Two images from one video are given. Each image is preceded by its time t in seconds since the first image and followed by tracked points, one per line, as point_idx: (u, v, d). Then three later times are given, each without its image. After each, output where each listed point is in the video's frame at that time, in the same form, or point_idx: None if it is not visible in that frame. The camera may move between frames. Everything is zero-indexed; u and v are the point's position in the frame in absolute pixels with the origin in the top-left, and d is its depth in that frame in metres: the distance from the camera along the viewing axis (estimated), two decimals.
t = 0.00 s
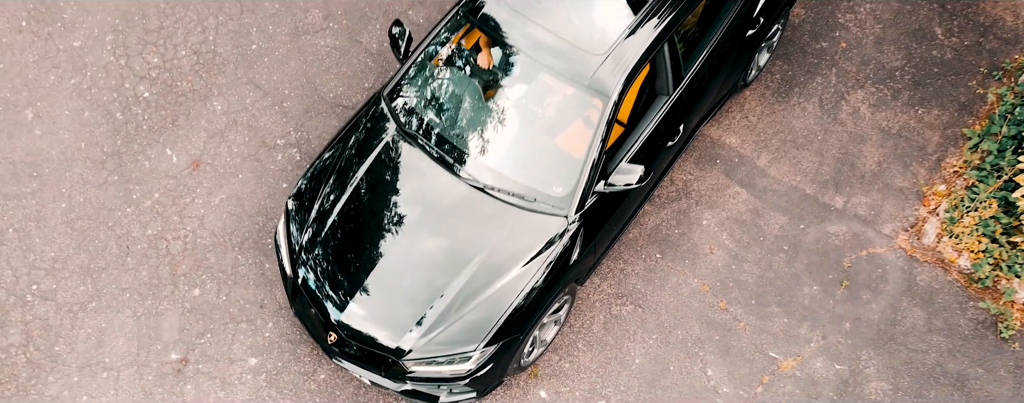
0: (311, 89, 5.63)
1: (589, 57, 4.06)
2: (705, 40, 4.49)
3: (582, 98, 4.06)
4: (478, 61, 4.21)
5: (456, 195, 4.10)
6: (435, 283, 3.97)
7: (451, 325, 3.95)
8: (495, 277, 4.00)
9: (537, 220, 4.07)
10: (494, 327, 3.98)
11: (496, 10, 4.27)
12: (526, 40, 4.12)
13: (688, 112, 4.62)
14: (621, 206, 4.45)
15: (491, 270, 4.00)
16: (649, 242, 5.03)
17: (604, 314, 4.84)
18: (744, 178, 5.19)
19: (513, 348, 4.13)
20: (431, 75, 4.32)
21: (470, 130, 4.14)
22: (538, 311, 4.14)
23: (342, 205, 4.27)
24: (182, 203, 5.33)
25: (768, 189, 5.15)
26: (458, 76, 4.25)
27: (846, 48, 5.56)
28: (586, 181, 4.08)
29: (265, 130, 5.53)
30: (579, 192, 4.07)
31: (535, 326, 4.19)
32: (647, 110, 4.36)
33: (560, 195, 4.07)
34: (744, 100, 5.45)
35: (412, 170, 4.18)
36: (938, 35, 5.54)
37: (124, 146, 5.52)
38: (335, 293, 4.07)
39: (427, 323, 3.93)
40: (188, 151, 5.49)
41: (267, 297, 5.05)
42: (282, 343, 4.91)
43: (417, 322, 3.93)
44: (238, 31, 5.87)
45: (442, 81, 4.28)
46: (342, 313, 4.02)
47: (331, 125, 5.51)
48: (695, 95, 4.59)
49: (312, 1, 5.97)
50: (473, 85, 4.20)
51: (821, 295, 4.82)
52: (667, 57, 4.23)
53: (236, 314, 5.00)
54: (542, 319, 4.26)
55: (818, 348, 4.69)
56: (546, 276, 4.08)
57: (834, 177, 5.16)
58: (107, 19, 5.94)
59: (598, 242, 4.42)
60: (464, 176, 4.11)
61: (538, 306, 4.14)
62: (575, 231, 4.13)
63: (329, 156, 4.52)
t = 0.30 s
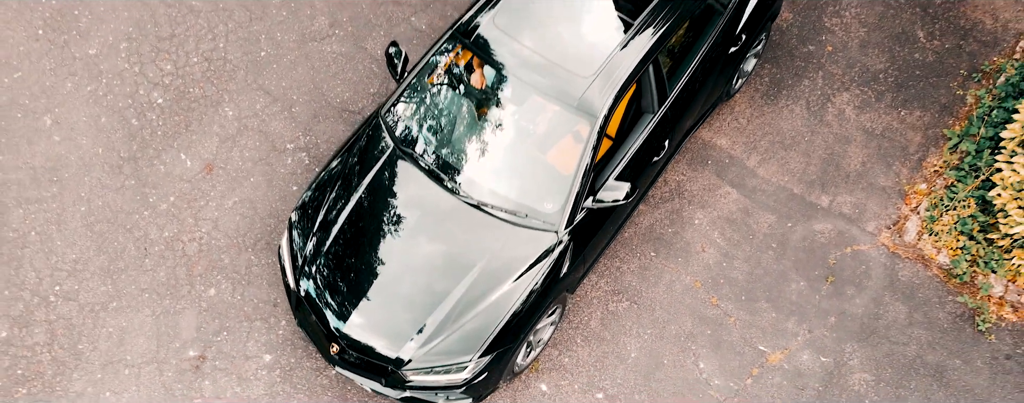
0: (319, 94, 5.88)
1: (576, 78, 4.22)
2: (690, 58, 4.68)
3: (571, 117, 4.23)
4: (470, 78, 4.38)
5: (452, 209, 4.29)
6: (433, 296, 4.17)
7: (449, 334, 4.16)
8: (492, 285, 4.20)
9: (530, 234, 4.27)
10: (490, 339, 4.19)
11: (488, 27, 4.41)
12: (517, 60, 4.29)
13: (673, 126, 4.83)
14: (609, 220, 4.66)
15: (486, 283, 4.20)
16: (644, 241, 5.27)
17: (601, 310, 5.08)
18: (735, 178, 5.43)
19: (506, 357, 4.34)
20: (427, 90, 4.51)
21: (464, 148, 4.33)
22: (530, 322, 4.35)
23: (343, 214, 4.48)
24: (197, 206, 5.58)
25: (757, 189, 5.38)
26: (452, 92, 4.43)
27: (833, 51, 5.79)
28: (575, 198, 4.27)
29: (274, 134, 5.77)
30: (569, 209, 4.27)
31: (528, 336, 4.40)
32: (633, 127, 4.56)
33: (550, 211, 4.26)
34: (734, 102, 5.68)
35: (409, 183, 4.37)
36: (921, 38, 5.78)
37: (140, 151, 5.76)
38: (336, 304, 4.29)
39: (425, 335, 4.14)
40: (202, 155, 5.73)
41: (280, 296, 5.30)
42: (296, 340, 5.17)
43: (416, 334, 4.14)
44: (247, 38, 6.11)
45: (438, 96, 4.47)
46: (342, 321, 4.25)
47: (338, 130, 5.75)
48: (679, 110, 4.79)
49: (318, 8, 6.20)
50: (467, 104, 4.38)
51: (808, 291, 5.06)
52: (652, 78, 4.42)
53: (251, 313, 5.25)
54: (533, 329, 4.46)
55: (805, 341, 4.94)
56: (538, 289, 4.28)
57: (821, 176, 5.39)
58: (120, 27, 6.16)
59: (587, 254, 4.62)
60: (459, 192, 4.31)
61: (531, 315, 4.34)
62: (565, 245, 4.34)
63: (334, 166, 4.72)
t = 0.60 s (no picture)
0: (330, 96, 6.17)
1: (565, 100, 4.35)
2: (676, 76, 4.81)
3: (560, 138, 4.38)
4: (464, 100, 4.55)
5: (447, 225, 4.47)
6: (430, 310, 4.35)
7: (444, 346, 4.34)
8: (487, 299, 4.39)
9: (521, 250, 4.45)
10: (484, 350, 4.38)
11: (482, 49, 4.56)
12: (508, 82, 4.43)
13: (658, 143, 5.03)
14: (595, 235, 4.87)
15: (481, 297, 4.38)
16: (641, 238, 5.53)
17: (600, 304, 5.36)
18: (728, 177, 5.69)
19: (499, 367, 4.54)
20: (425, 109, 4.70)
21: (458, 166, 4.50)
22: (521, 335, 4.55)
23: (343, 227, 4.67)
24: (214, 205, 5.86)
25: (749, 187, 5.64)
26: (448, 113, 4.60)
27: (822, 53, 6.04)
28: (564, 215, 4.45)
29: (287, 135, 6.06)
30: (558, 226, 4.45)
31: (519, 347, 4.61)
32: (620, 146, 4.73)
33: (540, 228, 4.44)
34: (727, 103, 5.93)
35: (406, 200, 4.54)
36: (906, 40, 6.03)
37: (159, 151, 6.04)
38: (336, 313, 4.48)
39: (422, 346, 4.33)
40: (218, 156, 6.01)
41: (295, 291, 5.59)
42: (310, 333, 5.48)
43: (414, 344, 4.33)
44: (260, 41, 6.39)
45: (435, 115, 4.65)
46: (342, 331, 4.44)
47: (348, 131, 6.05)
48: (665, 126, 4.96)
49: (328, 12, 6.48)
50: (461, 123, 4.54)
51: (796, 285, 5.33)
52: (638, 99, 4.57)
53: (268, 307, 5.55)
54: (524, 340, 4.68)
55: (793, 332, 5.22)
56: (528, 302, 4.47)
57: (809, 175, 5.66)
58: (138, 31, 6.42)
59: (575, 267, 4.83)
60: (454, 209, 4.48)
61: (521, 328, 4.53)
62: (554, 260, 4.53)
63: (337, 181, 4.94)
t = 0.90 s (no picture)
0: (342, 94, 6.51)
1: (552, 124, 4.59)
2: (659, 97, 5.08)
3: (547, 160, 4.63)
4: (457, 118, 4.78)
5: (440, 239, 4.74)
6: (425, 322, 4.65)
7: (438, 356, 4.65)
8: (478, 312, 4.68)
9: (511, 265, 4.74)
10: (476, 359, 4.69)
11: (474, 70, 4.78)
12: (499, 103, 4.66)
13: (643, 160, 5.29)
14: (581, 247, 5.14)
15: (473, 309, 4.68)
16: (638, 231, 5.83)
17: (599, 294, 5.67)
18: (722, 172, 5.98)
19: (490, 374, 4.85)
20: (420, 126, 4.94)
21: (450, 184, 4.75)
22: (510, 343, 4.86)
23: (342, 235, 4.95)
24: (233, 199, 6.17)
25: (741, 182, 5.93)
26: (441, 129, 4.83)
27: (812, 52, 6.32)
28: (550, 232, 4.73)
29: (302, 132, 6.39)
30: (545, 242, 4.73)
31: (509, 354, 4.92)
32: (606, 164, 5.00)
33: (529, 244, 4.72)
34: (722, 101, 6.22)
35: (402, 217, 4.82)
36: (893, 39, 6.31)
37: (180, 147, 6.35)
38: (335, 323, 4.77)
39: (418, 356, 4.63)
40: (236, 152, 6.33)
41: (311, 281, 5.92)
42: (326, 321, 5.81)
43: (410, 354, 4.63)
44: (274, 40, 6.69)
45: (430, 133, 4.88)
46: (341, 341, 4.73)
47: (360, 127, 6.40)
48: (648, 143, 5.22)
49: (338, 12, 6.79)
50: (453, 143, 4.78)
51: (785, 275, 5.64)
52: (622, 121, 4.82)
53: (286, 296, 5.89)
54: (514, 348, 4.98)
55: (782, 321, 5.53)
56: (517, 314, 4.77)
57: (799, 170, 5.95)
58: (157, 30, 6.70)
59: (562, 278, 5.12)
60: (447, 226, 4.74)
61: (510, 337, 4.83)
62: (541, 274, 4.83)
63: (340, 188, 5.22)
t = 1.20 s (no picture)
0: (355, 85, 6.84)
1: (539, 143, 4.81)
2: (643, 114, 5.30)
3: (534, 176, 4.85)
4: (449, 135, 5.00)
5: (432, 250, 4.98)
6: (418, 328, 4.90)
7: (431, 361, 4.89)
8: (468, 320, 4.92)
9: (500, 276, 4.97)
10: (466, 365, 4.93)
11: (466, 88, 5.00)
12: (488, 121, 4.88)
13: (627, 173, 5.51)
14: (567, 258, 5.37)
15: (463, 317, 4.92)
16: (636, 219, 6.16)
17: (599, 278, 6.01)
18: (717, 162, 6.29)
19: (479, 378, 5.10)
20: (414, 141, 5.16)
21: (441, 199, 4.97)
22: (499, 349, 5.10)
23: (340, 241, 5.22)
24: (253, 186, 6.51)
25: (735, 172, 6.25)
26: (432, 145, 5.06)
27: (805, 47, 6.65)
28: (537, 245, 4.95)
29: (317, 121, 6.72)
30: (532, 255, 4.95)
31: (498, 359, 5.16)
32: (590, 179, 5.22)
33: (516, 257, 4.94)
34: (717, 94, 6.53)
35: (396, 230, 5.06)
36: (882, 35, 6.64)
37: (201, 135, 6.68)
38: (334, 328, 5.04)
39: (412, 361, 4.88)
40: (255, 140, 6.66)
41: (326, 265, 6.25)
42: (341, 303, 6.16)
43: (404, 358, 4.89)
44: (289, 33, 7.06)
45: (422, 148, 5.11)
46: (340, 345, 4.99)
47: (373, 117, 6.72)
48: (632, 158, 5.45)
49: (351, 6, 7.17)
50: (445, 159, 5.00)
51: (775, 261, 5.97)
52: (606, 138, 5.04)
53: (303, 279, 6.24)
54: (503, 353, 5.23)
55: (771, 304, 5.87)
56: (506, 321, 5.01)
57: (790, 161, 6.26)
58: (178, 22, 7.06)
59: (549, 288, 5.35)
60: (439, 238, 4.97)
61: (499, 342, 5.08)
62: (528, 284, 5.05)
63: (341, 198, 5.49)
